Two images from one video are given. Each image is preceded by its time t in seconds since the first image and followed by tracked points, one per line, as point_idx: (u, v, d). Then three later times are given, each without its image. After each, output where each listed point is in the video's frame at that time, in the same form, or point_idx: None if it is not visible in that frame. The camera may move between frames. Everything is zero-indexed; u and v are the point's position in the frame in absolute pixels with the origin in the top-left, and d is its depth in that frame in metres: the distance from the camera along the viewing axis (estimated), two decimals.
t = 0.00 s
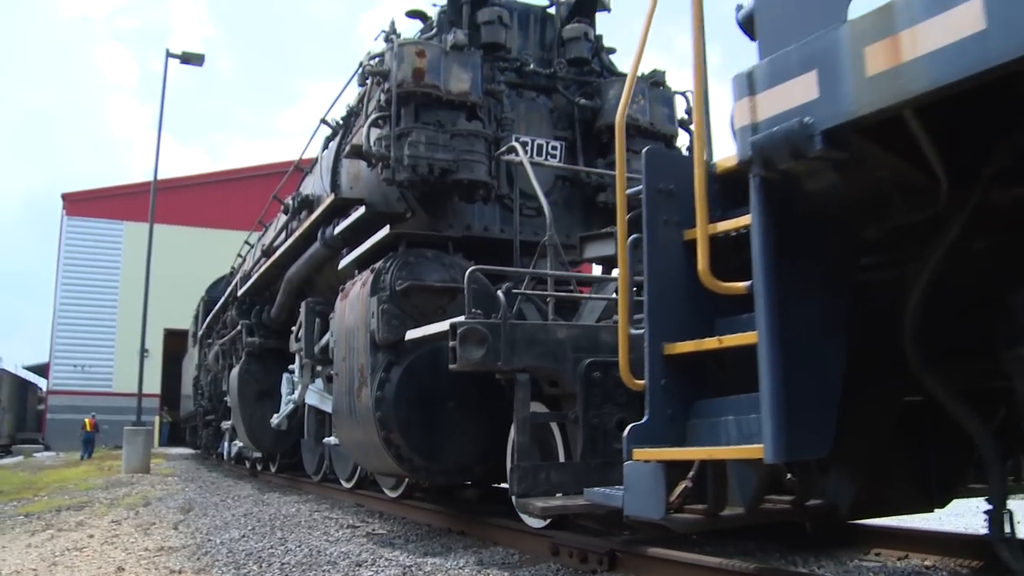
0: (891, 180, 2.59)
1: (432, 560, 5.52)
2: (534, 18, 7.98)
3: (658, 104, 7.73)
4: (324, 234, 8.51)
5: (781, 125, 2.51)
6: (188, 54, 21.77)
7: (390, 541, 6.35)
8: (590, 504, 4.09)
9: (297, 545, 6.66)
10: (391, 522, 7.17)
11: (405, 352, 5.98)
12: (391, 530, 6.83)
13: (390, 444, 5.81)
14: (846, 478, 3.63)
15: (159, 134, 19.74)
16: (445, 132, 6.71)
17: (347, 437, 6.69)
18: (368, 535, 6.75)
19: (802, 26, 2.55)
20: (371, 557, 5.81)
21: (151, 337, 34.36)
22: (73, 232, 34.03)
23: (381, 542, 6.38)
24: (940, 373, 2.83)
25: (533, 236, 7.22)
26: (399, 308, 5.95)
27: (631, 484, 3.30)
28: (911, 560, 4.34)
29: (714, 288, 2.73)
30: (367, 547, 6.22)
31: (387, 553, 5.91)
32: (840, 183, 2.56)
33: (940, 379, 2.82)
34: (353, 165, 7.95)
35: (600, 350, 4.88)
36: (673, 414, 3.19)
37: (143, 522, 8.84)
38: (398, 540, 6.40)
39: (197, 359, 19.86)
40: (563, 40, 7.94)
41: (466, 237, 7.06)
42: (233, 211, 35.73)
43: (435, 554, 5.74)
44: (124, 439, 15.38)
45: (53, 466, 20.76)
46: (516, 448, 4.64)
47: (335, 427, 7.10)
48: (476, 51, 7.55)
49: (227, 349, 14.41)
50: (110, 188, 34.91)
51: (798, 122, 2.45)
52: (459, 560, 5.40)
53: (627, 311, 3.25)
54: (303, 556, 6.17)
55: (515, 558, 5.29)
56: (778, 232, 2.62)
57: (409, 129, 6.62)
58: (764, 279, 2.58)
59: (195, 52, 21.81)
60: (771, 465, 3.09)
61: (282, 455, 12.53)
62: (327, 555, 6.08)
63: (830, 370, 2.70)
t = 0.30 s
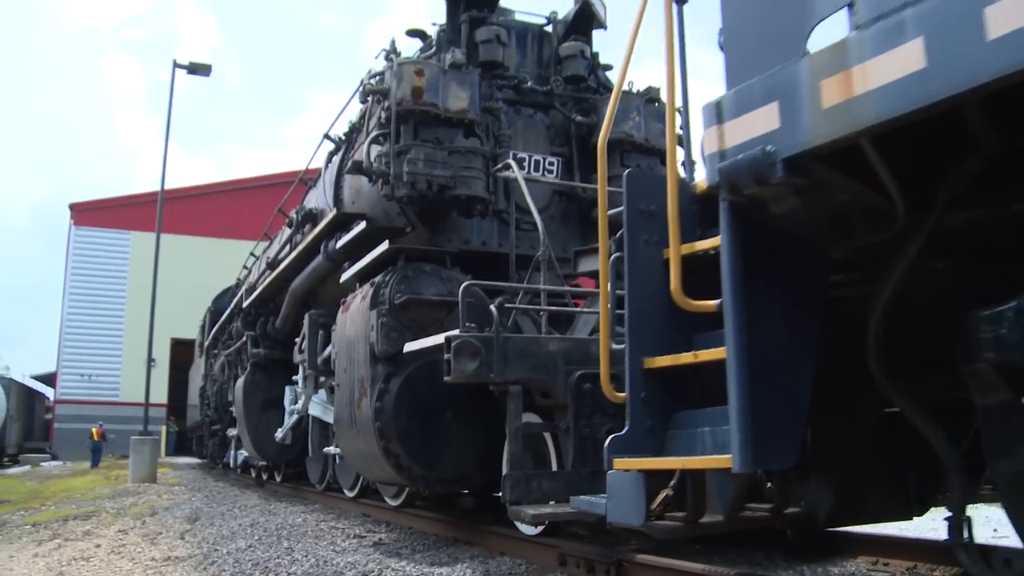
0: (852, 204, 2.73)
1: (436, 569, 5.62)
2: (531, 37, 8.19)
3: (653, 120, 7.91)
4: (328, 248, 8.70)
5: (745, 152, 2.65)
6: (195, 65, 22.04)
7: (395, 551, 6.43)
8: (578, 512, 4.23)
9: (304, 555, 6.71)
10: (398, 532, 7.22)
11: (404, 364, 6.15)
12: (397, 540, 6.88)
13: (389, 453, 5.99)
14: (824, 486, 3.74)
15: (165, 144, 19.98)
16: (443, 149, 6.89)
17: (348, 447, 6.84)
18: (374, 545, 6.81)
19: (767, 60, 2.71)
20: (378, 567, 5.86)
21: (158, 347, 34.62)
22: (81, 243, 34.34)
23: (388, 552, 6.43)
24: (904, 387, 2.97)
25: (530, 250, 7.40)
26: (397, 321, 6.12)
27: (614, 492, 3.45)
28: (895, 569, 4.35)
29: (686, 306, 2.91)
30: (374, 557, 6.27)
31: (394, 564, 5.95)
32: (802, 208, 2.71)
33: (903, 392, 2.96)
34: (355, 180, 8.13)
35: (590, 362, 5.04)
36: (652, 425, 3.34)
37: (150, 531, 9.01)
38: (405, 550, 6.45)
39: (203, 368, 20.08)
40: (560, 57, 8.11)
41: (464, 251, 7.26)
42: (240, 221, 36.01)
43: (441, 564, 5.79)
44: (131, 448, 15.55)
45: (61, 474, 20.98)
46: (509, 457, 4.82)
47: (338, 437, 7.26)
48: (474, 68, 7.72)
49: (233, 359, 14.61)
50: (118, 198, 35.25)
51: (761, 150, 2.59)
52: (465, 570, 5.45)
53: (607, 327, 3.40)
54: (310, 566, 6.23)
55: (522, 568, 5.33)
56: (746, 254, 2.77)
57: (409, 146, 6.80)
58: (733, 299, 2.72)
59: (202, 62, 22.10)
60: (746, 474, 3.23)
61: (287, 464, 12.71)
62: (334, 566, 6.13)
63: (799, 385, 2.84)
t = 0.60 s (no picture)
0: (818, 224, 2.89)
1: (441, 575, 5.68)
2: (530, 52, 8.37)
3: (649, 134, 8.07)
4: (331, 259, 8.89)
5: (714, 176, 2.81)
6: (202, 74, 22.28)
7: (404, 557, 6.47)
8: (569, 518, 4.38)
9: (311, 562, 6.71)
10: (406, 540, 7.22)
11: (404, 373, 6.32)
12: (405, 547, 6.87)
13: (389, 460, 6.14)
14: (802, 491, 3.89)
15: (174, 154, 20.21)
16: (443, 164, 7.08)
17: (351, 455, 6.99)
18: (382, 552, 6.80)
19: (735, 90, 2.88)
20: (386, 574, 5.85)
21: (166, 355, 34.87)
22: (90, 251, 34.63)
23: (396, 559, 6.42)
24: (871, 398, 3.11)
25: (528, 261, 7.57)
26: (397, 331, 6.31)
27: (599, 499, 3.61)
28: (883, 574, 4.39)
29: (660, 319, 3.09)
30: (381, 564, 6.26)
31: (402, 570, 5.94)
32: (769, 229, 2.86)
33: (870, 402, 3.10)
34: (357, 193, 8.32)
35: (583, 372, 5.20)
36: (635, 433, 3.50)
37: (157, 539, 9.18)
38: (413, 557, 6.44)
39: (210, 375, 20.28)
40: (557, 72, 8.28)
41: (464, 263, 7.44)
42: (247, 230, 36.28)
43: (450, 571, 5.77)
44: (139, 455, 15.73)
45: (69, 482, 21.19)
46: (503, 464, 4.98)
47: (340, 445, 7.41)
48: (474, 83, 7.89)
49: (239, 368, 14.80)
50: (126, 206, 35.57)
51: (728, 174, 2.76)
52: None
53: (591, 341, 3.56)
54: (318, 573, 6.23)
55: None
56: (717, 271, 2.92)
57: (409, 161, 6.99)
58: (704, 316, 2.87)
59: (210, 70, 22.34)
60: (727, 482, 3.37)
61: (292, 471, 12.87)
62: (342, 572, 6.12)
63: (768, 398, 3.00)
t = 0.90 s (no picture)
0: (784, 241, 3.04)
1: None
2: (525, 63, 8.50)
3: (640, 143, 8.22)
4: (331, 267, 9.09)
5: (682, 196, 2.97)
6: (205, 77, 22.44)
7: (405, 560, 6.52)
8: (556, 519, 4.55)
9: (314, 565, 6.71)
10: (410, 543, 7.25)
11: (400, 378, 6.49)
12: (408, 551, 6.89)
13: (385, 463, 6.30)
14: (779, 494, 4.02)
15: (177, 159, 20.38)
16: (438, 174, 7.27)
17: (349, 458, 7.15)
18: (385, 556, 6.81)
19: (703, 114, 3.04)
20: None
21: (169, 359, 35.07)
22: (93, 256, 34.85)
23: (399, 561, 6.43)
24: (838, 403, 3.26)
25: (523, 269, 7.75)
26: (393, 338, 6.49)
27: (581, 501, 3.76)
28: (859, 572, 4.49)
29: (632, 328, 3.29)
30: (384, 567, 6.27)
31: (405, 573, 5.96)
32: (735, 244, 3.01)
33: (836, 408, 3.25)
34: (355, 202, 8.49)
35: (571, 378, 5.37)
36: (614, 437, 3.66)
37: (160, 542, 9.34)
38: (416, 561, 6.46)
39: (213, 379, 20.46)
40: (552, 83, 8.44)
41: (459, 271, 7.62)
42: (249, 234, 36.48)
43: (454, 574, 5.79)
44: (142, 459, 15.91)
45: (73, 485, 21.36)
46: (493, 466, 5.15)
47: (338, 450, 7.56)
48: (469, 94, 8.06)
49: (241, 372, 14.99)
50: (129, 210, 35.81)
51: (694, 194, 2.91)
52: None
53: (573, 350, 3.73)
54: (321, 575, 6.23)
55: None
56: (688, 283, 3.08)
57: (405, 171, 7.17)
58: (675, 327, 3.03)
59: (213, 74, 22.52)
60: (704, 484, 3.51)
61: (293, 474, 13.04)
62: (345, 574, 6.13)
63: (736, 403, 3.15)
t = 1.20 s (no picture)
0: (751, 254, 3.20)
1: None
2: (518, 73, 8.66)
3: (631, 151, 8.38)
4: (328, 272, 9.26)
5: (653, 212, 3.13)
6: (206, 80, 22.59)
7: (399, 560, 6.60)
8: (543, 520, 4.71)
9: (315, 568, 6.65)
10: (412, 546, 7.22)
11: (394, 382, 6.66)
12: (409, 553, 6.86)
13: (379, 465, 6.47)
14: (755, 494, 4.20)
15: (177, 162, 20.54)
16: (432, 183, 7.45)
17: (345, 460, 7.31)
18: (386, 558, 6.78)
19: (673, 133, 3.21)
20: None
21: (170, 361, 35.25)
22: (94, 258, 35.00)
23: (400, 564, 6.39)
24: (804, 409, 3.42)
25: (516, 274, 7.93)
26: (387, 343, 6.67)
27: (563, 501, 3.94)
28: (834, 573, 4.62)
29: (606, 338, 3.55)
30: (386, 569, 6.23)
31: None
32: (703, 258, 3.17)
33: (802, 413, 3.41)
34: (352, 209, 8.66)
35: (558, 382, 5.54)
36: (593, 441, 3.83)
37: (160, 544, 9.50)
38: (417, 563, 6.43)
39: (213, 381, 20.63)
40: (544, 93, 8.57)
41: (453, 277, 7.82)
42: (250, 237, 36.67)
43: None
44: (143, 461, 16.07)
45: (75, 487, 21.57)
46: (482, 468, 5.34)
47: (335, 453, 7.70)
48: (463, 105, 8.20)
49: (241, 375, 15.18)
50: (130, 213, 35.98)
51: (664, 211, 3.07)
52: None
53: (554, 358, 3.91)
54: None
55: None
56: (659, 295, 3.25)
57: (399, 180, 7.35)
58: (647, 337, 3.20)
59: (214, 76, 22.65)
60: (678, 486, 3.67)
61: (293, 476, 13.22)
62: None
63: (706, 409, 3.31)
